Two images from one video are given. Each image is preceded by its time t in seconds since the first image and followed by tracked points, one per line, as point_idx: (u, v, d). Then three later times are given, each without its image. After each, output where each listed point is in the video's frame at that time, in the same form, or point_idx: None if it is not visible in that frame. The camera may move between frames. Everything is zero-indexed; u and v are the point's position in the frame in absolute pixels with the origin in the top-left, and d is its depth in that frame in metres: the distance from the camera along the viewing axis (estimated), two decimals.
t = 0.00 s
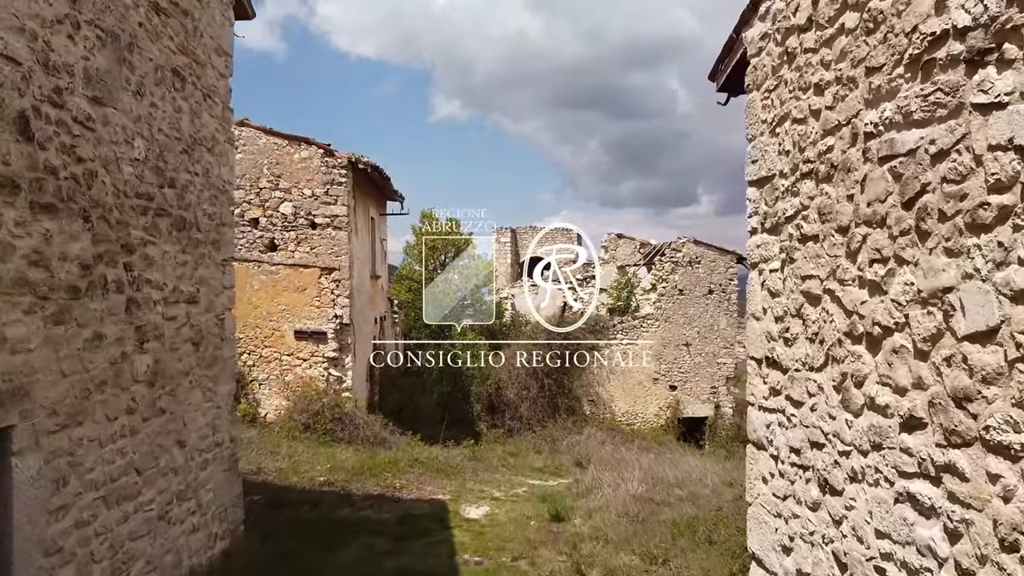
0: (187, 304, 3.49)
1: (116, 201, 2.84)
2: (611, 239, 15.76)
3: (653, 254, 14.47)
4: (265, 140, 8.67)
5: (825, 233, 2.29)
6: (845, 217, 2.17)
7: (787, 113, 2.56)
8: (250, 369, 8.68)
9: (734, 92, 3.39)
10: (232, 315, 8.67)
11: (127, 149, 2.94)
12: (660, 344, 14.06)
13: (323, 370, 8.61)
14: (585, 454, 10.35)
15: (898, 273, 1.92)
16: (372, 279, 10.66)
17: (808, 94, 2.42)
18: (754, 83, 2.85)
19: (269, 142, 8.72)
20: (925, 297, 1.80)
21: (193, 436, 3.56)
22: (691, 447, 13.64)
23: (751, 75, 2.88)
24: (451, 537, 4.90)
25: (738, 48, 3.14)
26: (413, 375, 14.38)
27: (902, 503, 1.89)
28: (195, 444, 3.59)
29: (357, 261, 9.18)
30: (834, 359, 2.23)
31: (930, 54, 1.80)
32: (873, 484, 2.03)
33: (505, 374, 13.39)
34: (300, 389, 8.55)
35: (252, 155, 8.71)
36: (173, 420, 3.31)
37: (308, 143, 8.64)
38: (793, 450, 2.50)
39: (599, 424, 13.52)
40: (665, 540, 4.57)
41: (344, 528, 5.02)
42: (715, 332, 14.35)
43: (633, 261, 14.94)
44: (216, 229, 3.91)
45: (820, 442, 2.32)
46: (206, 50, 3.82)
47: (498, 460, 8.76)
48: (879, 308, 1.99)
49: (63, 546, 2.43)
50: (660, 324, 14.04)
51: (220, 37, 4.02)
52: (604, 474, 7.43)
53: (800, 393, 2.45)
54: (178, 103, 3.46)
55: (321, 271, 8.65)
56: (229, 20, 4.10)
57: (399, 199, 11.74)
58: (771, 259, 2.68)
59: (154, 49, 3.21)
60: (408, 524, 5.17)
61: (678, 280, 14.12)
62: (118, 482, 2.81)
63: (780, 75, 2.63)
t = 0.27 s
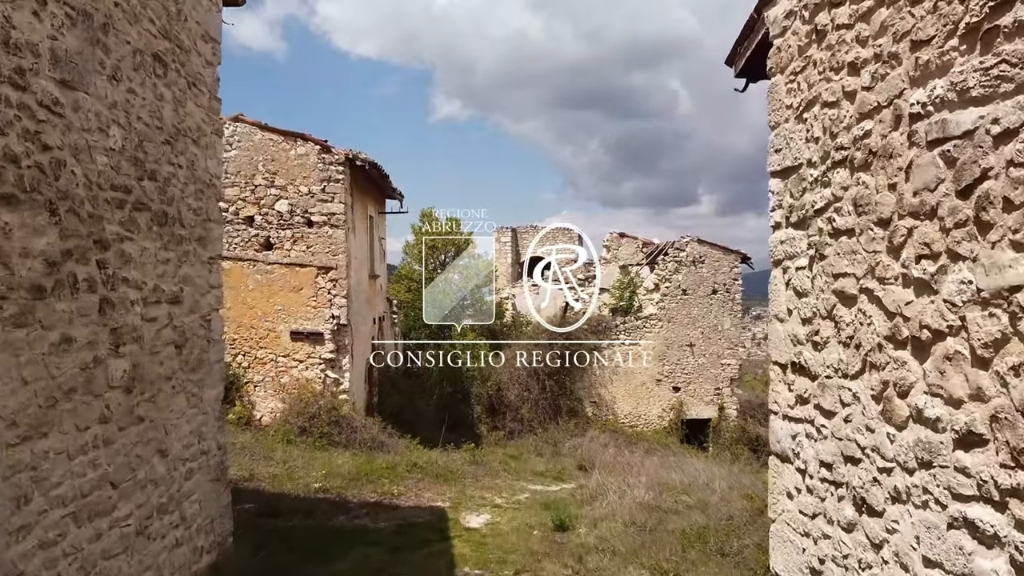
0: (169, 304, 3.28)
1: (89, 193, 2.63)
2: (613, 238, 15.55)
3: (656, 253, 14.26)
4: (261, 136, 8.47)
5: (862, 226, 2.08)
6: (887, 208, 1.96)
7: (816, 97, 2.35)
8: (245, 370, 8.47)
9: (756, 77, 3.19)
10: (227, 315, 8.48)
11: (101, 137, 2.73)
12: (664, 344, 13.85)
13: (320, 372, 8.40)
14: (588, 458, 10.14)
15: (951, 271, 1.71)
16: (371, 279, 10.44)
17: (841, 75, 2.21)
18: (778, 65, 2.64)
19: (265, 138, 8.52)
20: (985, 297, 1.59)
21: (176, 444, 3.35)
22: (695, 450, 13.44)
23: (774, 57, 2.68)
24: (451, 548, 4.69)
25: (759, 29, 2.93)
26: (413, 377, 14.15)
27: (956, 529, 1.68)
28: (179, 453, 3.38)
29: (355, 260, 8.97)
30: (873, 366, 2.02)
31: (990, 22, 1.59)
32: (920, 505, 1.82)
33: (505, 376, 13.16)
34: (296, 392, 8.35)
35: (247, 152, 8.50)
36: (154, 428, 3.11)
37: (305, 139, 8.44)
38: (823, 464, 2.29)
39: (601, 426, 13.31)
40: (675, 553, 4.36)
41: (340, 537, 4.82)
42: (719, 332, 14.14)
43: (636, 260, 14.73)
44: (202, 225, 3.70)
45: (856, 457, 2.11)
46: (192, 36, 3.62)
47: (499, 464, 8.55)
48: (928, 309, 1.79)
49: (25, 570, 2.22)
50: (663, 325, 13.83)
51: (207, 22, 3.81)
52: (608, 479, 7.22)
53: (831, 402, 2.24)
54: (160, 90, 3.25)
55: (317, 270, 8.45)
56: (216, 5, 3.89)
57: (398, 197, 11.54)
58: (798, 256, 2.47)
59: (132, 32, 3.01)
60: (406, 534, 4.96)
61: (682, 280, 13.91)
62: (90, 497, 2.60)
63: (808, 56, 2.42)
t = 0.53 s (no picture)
0: (149, 305, 3.07)
1: (56, 184, 2.41)
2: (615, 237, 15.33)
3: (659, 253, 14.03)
4: (256, 132, 8.27)
5: (909, 219, 1.87)
6: (939, 198, 1.75)
7: (852, 78, 2.14)
8: (240, 373, 8.28)
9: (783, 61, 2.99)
10: (221, 316, 8.29)
11: (70, 123, 2.52)
12: (667, 345, 13.63)
13: (316, 374, 8.18)
14: (591, 462, 9.94)
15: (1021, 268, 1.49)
16: (369, 279, 10.23)
17: (882, 52, 1.99)
18: (807, 45, 2.42)
19: (260, 134, 8.31)
20: None
21: (157, 454, 3.13)
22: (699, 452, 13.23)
23: (801, 36, 2.46)
24: (450, 560, 4.48)
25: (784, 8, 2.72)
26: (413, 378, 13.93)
27: None
28: (160, 464, 3.17)
29: (353, 260, 8.76)
30: (922, 375, 1.81)
31: None
32: (983, 534, 1.60)
33: (506, 377, 12.93)
34: (292, 394, 8.13)
35: (242, 148, 8.29)
36: (131, 438, 2.89)
37: (301, 135, 8.23)
38: (860, 483, 2.07)
39: (604, 429, 13.09)
40: (686, 567, 4.15)
41: (334, 549, 4.60)
42: (723, 333, 13.93)
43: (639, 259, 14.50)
44: (186, 221, 3.49)
45: (901, 477, 1.89)
46: (174, 19, 3.40)
47: (500, 468, 8.34)
48: (992, 312, 1.57)
49: None
50: (667, 325, 13.62)
51: (192, 6, 3.60)
52: (613, 485, 7.01)
53: (871, 414, 2.02)
54: (139, 76, 3.04)
55: (314, 270, 8.23)
56: None
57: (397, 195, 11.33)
58: (830, 252, 2.26)
59: (107, 12, 2.79)
60: (403, 545, 4.75)
61: (686, 279, 13.70)
62: (56, 515, 2.38)
63: (841, 32, 2.21)
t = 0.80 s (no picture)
0: (125, 306, 2.85)
1: (15, 173, 2.20)
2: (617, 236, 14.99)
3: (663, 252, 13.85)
4: (250, 128, 8.06)
5: (967, 210, 1.65)
6: (1006, 185, 1.53)
7: (894, 55, 1.93)
8: (235, 375, 8.09)
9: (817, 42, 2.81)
10: (215, 317, 8.10)
11: (33, 107, 2.30)
12: (671, 346, 13.40)
13: (311, 376, 7.96)
14: (595, 467, 9.73)
15: None
16: (368, 279, 10.03)
17: (932, 24, 1.78)
18: (839, 22, 2.22)
19: (254, 129, 8.10)
20: None
21: (135, 466, 2.92)
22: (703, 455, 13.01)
23: (834, 12, 2.25)
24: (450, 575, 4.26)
25: None
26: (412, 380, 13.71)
27: None
28: (138, 476, 2.95)
29: (350, 259, 8.55)
30: (984, 388, 1.59)
31: None
32: None
33: (508, 379, 12.68)
34: (288, 397, 7.92)
35: (236, 144, 8.09)
36: (104, 450, 2.67)
37: (297, 130, 8.01)
38: (905, 506, 1.86)
39: (607, 431, 12.87)
40: None
41: (328, 561, 4.39)
42: (728, 334, 13.70)
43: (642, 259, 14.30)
44: (167, 217, 3.27)
45: (958, 501, 1.67)
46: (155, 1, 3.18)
47: (501, 473, 8.11)
48: None
49: None
50: (670, 326, 13.39)
51: None
52: (618, 493, 6.78)
53: (919, 431, 1.81)
54: (114, 59, 2.82)
55: (310, 269, 8.01)
56: None
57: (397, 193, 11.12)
58: (869, 249, 2.04)
59: None
60: (400, 557, 4.53)
61: (690, 279, 13.47)
62: (15, 538, 2.16)
63: (881, 5, 2.00)
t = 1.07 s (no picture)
0: (97, 307, 2.63)
1: None
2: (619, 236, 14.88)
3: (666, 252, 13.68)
4: (244, 124, 7.86)
5: None
6: None
7: (951, 26, 1.71)
8: (228, 377, 7.88)
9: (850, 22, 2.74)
10: (209, 317, 7.90)
11: None
12: (674, 348, 13.17)
13: (307, 379, 7.74)
14: (598, 472, 9.51)
15: None
16: (366, 279, 9.82)
17: None
18: None
19: (248, 125, 7.88)
20: None
21: (109, 482, 2.70)
22: (707, 459, 12.79)
23: None
24: None
25: None
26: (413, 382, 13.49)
27: None
28: (112, 493, 2.73)
29: (348, 258, 8.33)
30: None
31: None
32: None
33: (509, 381, 12.44)
34: (282, 401, 7.70)
35: (230, 140, 7.88)
36: (72, 465, 2.45)
37: (292, 126, 7.79)
38: (972, 544, 1.61)
39: (609, 434, 12.64)
40: None
41: None
42: (732, 335, 13.48)
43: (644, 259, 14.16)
44: (145, 212, 3.05)
45: None
46: None
47: (502, 479, 7.89)
48: None
49: None
50: (674, 327, 13.16)
51: None
52: (624, 501, 6.55)
53: (982, 453, 1.58)
54: (85, 40, 2.60)
55: (305, 269, 7.79)
56: None
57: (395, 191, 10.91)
58: (921, 246, 1.81)
59: None
60: (397, 571, 4.30)
61: (693, 280, 13.24)
62: None
63: None
